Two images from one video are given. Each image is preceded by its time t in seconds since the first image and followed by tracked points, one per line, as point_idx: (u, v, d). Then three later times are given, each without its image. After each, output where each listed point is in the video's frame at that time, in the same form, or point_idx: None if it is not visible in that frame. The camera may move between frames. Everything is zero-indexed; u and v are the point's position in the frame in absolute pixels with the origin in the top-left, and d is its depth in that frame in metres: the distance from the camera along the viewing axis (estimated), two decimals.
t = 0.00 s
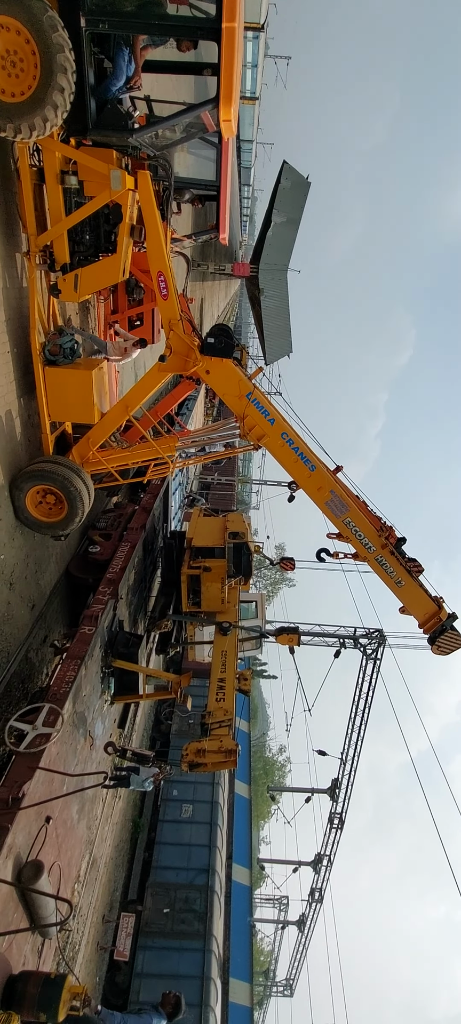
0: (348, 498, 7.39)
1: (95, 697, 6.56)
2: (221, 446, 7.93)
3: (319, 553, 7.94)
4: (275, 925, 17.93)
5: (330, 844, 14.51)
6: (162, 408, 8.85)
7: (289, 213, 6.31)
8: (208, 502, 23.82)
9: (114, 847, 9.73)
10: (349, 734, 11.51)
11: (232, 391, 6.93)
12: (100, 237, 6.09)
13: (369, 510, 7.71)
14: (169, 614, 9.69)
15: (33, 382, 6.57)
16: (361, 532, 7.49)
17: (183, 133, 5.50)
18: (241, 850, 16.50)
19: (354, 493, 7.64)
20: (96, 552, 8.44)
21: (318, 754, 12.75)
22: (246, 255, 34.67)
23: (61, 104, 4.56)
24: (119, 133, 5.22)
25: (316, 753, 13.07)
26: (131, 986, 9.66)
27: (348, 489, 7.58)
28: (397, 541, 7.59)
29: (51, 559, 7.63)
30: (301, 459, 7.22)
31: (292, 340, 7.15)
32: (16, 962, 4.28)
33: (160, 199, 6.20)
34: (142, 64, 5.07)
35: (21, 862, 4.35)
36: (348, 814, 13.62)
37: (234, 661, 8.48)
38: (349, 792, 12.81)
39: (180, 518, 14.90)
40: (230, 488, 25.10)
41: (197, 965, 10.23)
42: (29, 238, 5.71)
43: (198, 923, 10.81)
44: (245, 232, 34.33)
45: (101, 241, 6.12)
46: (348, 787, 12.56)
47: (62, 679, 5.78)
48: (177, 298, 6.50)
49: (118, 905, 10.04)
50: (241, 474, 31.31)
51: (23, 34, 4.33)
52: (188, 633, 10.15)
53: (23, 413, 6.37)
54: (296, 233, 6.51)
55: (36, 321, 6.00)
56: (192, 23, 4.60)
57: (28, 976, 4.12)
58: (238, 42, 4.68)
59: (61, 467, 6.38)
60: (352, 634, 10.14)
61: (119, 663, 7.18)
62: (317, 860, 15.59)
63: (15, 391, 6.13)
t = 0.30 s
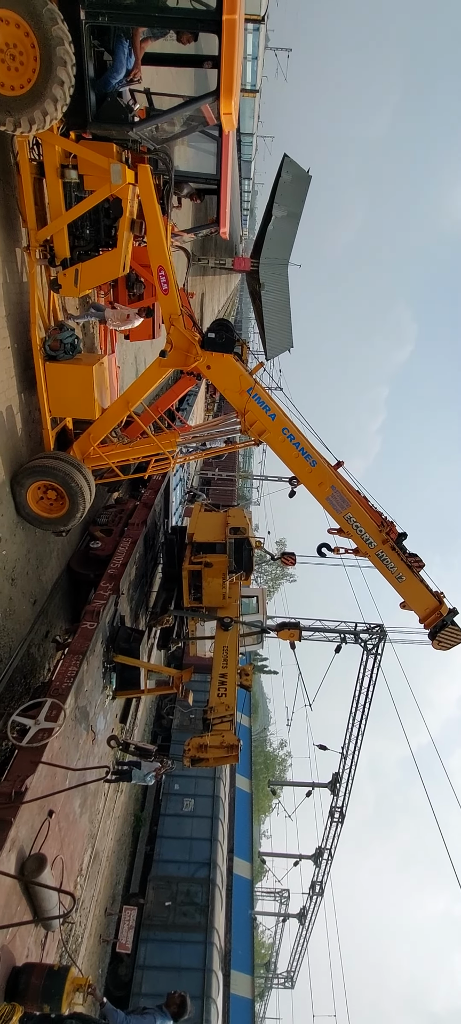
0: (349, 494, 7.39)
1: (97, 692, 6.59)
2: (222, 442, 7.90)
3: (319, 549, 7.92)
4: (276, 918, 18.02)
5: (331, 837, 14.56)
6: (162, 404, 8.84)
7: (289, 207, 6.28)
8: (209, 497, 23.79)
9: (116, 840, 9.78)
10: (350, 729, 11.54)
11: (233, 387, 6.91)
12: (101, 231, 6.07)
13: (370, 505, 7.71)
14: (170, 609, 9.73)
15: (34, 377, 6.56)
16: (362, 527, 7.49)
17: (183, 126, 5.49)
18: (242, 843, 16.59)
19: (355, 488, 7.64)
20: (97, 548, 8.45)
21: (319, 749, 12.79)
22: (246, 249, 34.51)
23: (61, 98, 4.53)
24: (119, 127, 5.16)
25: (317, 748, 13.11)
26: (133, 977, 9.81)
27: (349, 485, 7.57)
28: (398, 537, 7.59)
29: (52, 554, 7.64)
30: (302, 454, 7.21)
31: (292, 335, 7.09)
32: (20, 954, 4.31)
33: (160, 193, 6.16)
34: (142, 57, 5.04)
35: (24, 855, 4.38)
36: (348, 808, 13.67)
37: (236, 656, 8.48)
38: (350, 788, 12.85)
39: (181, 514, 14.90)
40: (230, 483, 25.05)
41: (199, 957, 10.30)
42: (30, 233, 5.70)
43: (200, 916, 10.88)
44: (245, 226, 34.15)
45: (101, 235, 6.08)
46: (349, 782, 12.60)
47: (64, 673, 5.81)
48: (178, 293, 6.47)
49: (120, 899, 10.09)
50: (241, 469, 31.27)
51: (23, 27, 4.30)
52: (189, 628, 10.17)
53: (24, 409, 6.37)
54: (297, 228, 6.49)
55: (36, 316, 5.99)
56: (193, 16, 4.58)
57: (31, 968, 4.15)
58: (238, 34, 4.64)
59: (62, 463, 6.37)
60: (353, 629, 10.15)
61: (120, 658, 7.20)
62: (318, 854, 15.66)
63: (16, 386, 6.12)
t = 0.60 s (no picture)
0: (349, 489, 7.39)
1: (98, 686, 6.61)
2: (222, 436, 7.89)
3: (320, 544, 7.93)
4: (277, 911, 18.16)
5: (331, 830, 14.67)
6: (163, 399, 8.81)
7: (290, 201, 6.24)
8: (209, 492, 23.78)
9: (118, 833, 9.84)
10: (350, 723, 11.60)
11: (233, 381, 6.89)
12: (100, 225, 6.02)
13: (371, 500, 7.70)
14: (171, 604, 9.74)
15: (34, 372, 6.55)
16: (362, 522, 7.49)
17: (183, 118, 5.45)
18: (242, 836, 16.70)
19: (356, 483, 7.63)
20: (98, 543, 8.46)
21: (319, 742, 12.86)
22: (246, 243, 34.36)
23: (60, 90, 4.50)
24: (119, 119, 5.13)
25: (318, 741, 13.16)
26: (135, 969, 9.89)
27: (350, 480, 7.56)
28: (398, 532, 7.59)
29: (53, 549, 7.65)
30: (303, 449, 7.20)
31: (292, 329, 7.11)
32: (23, 945, 4.34)
33: (160, 186, 6.13)
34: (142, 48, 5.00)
35: (26, 847, 4.41)
36: (348, 802, 13.75)
37: (236, 651, 8.50)
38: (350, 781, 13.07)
39: (181, 509, 14.91)
40: (231, 478, 25.04)
41: (200, 949, 10.39)
42: (29, 226, 5.66)
43: (201, 908, 10.97)
44: (245, 219, 33.97)
45: (100, 228, 6.04)
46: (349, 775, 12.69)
47: (65, 668, 5.83)
48: (178, 287, 6.44)
49: (121, 890, 10.16)
50: (242, 464, 31.26)
51: (22, 19, 4.27)
52: (190, 622, 10.18)
53: (24, 404, 6.36)
54: (297, 221, 6.45)
55: (36, 310, 5.95)
56: (193, 7, 4.54)
57: (34, 959, 4.19)
58: (239, 25, 4.60)
59: (62, 458, 6.36)
60: (353, 624, 10.18)
61: (121, 653, 7.23)
62: (318, 847, 15.76)
63: (16, 381, 6.11)
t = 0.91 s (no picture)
0: (348, 481, 7.38)
1: (98, 678, 6.64)
2: (222, 429, 7.88)
3: (319, 537, 7.92)
4: (277, 899, 18.35)
5: (330, 820, 14.79)
6: (162, 391, 8.77)
7: (289, 190, 6.19)
8: (209, 485, 23.75)
9: (119, 823, 9.92)
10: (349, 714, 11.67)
11: (233, 373, 6.86)
12: (98, 216, 5.99)
13: (370, 492, 7.70)
14: (171, 596, 9.77)
15: (32, 365, 6.52)
16: (362, 514, 7.49)
17: (181, 106, 5.37)
18: (242, 826, 16.86)
19: (355, 475, 7.63)
20: (97, 536, 8.46)
21: (319, 733, 12.96)
22: (246, 234, 34.11)
23: (56, 78, 4.44)
24: (116, 107, 5.07)
25: (317, 732, 13.25)
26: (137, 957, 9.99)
27: (349, 472, 7.56)
28: (398, 524, 7.60)
29: (53, 542, 7.66)
30: (302, 441, 7.19)
31: (292, 320, 7.06)
32: (26, 933, 4.38)
33: (158, 176, 6.10)
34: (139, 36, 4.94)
35: (28, 837, 4.44)
36: (348, 792, 13.86)
37: (236, 643, 8.54)
38: (349, 770, 13.29)
39: (181, 501, 14.91)
40: (230, 471, 25.04)
41: (201, 936, 10.51)
42: (26, 217, 5.62)
43: (202, 897, 11.09)
44: (244, 209, 33.69)
45: (98, 220, 6.00)
46: (348, 766, 12.79)
47: (66, 660, 5.86)
48: (176, 278, 6.40)
49: (123, 879, 10.27)
50: (241, 457, 31.26)
51: (17, 6, 4.21)
52: (190, 614, 10.21)
53: (22, 397, 6.33)
54: (297, 211, 6.41)
55: (33, 301, 5.90)
56: None
57: (37, 946, 4.23)
58: (238, 11, 4.57)
59: (61, 451, 6.36)
60: (352, 616, 10.21)
61: (121, 645, 7.25)
62: (318, 836, 15.91)
63: (14, 373, 6.09)
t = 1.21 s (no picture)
0: (349, 476, 7.37)
1: (99, 672, 6.66)
2: (222, 424, 7.86)
3: (319, 531, 7.92)
4: (278, 891, 18.46)
5: (331, 813, 14.86)
6: (161, 386, 8.73)
7: (289, 182, 6.12)
8: (209, 479, 23.71)
9: (120, 817, 9.95)
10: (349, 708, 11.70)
11: (232, 368, 6.84)
12: (96, 209, 5.92)
13: (371, 486, 7.68)
14: (171, 591, 9.77)
15: (31, 360, 6.49)
16: (362, 509, 7.48)
17: (179, 98, 5.34)
18: (243, 819, 16.95)
19: (355, 469, 7.61)
20: (97, 531, 8.45)
21: (319, 727, 13.01)
22: (245, 227, 33.88)
23: (53, 69, 4.40)
24: (114, 98, 5.05)
25: (317, 726, 13.29)
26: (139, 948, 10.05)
27: (349, 467, 7.54)
28: (398, 518, 7.59)
29: (53, 538, 7.65)
30: (302, 436, 7.17)
31: (292, 314, 7.02)
32: (29, 924, 4.40)
33: (156, 168, 6.07)
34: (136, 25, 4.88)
35: (31, 830, 4.46)
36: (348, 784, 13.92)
37: (238, 637, 8.57)
38: (349, 765, 13.05)
39: (181, 496, 14.89)
40: (230, 466, 25.01)
41: (202, 928, 10.59)
42: (24, 210, 5.58)
43: (203, 889, 11.17)
44: (243, 202, 33.45)
45: (96, 213, 5.96)
46: (349, 759, 12.84)
47: (67, 655, 5.86)
48: (175, 272, 6.35)
49: (125, 872, 10.33)
50: (241, 451, 31.20)
51: None
52: (190, 609, 10.19)
53: (21, 391, 6.31)
54: (295, 204, 6.35)
55: (32, 296, 5.87)
56: None
57: (40, 937, 4.26)
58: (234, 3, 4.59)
59: (61, 446, 6.34)
60: (352, 611, 10.22)
61: (122, 640, 7.24)
62: (318, 829, 15.99)
63: (13, 369, 6.06)
